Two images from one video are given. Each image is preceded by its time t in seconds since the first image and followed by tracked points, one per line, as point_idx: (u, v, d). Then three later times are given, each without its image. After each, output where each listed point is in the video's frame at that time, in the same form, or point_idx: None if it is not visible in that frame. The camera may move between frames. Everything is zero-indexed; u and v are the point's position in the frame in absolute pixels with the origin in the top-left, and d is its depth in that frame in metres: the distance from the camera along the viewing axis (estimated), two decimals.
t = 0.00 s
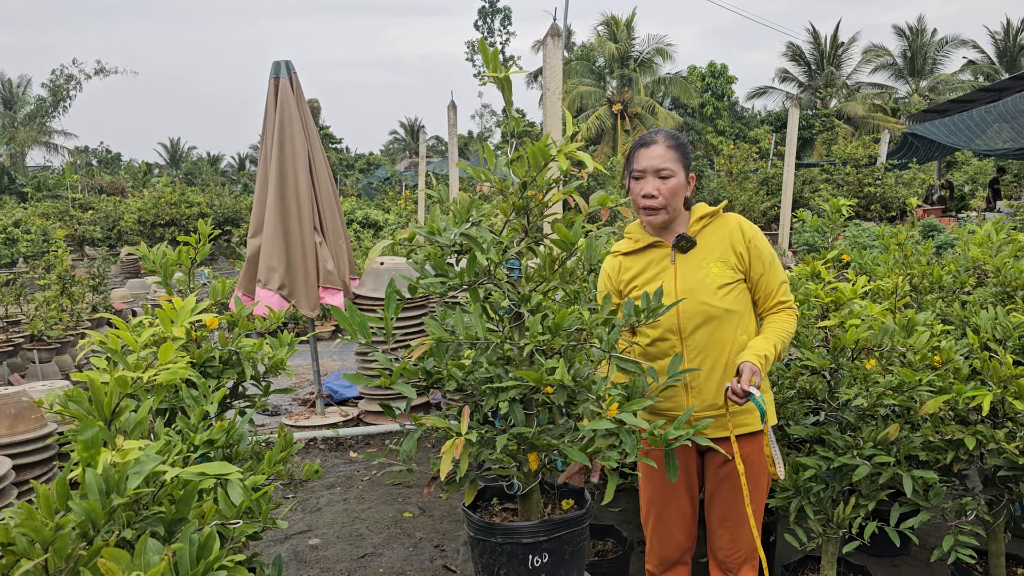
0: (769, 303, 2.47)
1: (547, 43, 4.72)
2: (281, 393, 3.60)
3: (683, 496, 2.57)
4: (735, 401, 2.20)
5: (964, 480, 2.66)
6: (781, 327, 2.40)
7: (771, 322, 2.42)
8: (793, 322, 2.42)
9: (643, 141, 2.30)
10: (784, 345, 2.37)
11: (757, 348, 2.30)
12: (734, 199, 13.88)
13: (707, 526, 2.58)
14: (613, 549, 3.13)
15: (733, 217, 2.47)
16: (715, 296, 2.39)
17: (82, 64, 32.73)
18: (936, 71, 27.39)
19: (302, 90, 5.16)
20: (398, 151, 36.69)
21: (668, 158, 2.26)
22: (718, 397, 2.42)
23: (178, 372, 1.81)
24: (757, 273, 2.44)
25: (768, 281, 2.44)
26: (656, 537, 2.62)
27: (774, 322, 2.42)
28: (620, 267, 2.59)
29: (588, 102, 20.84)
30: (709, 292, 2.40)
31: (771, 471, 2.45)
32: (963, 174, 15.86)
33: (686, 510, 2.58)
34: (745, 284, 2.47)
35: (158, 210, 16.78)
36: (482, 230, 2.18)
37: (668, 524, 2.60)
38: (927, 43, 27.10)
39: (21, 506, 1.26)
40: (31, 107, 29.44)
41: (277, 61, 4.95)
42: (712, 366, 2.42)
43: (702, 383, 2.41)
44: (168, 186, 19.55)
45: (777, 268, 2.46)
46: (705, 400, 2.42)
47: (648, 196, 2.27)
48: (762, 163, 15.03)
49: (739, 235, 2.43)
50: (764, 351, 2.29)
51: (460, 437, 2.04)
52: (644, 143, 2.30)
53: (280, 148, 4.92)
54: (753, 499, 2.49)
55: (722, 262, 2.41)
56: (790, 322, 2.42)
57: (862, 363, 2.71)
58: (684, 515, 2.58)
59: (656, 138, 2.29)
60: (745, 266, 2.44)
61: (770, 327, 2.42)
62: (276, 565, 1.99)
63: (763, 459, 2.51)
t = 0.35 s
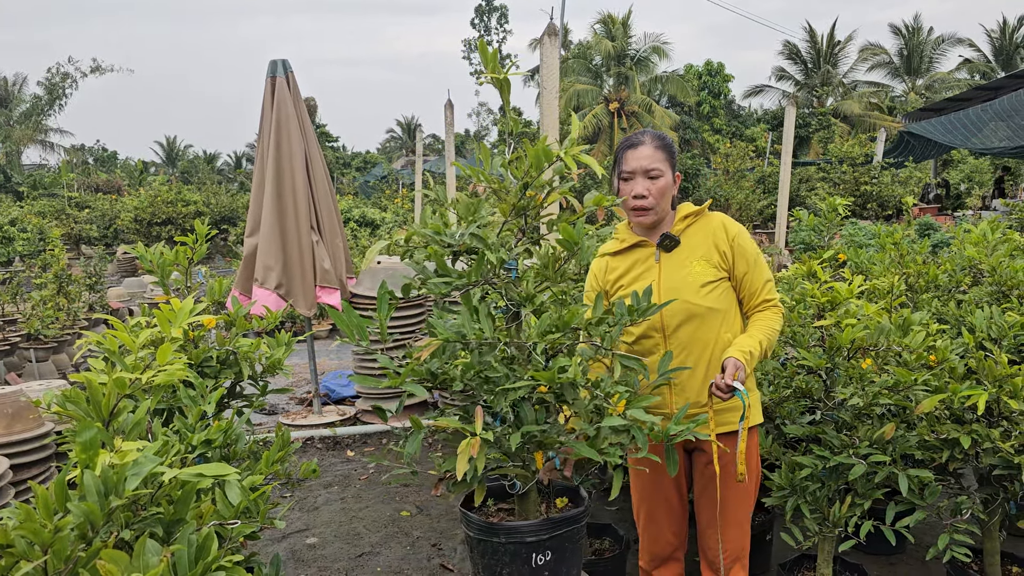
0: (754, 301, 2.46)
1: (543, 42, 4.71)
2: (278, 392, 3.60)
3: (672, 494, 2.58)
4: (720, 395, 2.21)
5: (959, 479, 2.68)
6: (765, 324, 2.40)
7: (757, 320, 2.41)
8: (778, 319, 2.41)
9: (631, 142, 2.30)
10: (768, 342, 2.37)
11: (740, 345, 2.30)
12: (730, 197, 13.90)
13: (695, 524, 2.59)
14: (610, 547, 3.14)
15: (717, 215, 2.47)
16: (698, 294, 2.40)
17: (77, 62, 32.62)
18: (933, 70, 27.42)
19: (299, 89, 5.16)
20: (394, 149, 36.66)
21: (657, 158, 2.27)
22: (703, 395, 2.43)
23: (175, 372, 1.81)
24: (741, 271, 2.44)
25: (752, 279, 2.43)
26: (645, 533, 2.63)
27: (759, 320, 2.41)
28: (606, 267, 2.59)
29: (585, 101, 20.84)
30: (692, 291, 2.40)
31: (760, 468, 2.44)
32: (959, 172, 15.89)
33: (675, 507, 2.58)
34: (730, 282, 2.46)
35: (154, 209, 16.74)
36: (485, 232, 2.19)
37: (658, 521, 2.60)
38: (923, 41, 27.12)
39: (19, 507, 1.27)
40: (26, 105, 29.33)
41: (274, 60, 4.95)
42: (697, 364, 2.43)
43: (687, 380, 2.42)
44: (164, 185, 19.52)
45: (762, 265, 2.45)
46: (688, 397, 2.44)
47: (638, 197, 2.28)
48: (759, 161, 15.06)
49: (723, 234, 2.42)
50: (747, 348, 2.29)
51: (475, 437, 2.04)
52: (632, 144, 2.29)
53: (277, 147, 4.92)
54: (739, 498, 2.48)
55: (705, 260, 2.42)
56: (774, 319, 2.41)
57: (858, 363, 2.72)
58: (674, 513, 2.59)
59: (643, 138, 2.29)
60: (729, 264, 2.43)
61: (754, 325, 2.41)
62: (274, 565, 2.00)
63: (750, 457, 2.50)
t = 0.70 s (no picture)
0: (745, 306, 2.47)
1: (542, 43, 4.71)
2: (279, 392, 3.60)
3: (664, 494, 2.58)
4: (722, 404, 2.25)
5: (958, 479, 2.69)
6: (758, 328, 2.41)
7: (747, 324, 2.42)
8: (768, 323, 2.43)
9: (633, 141, 2.30)
10: (762, 347, 2.39)
11: (737, 351, 2.31)
12: (729, 198, 13.93)
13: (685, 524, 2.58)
14: (610, 548, 3.15)
15: (711, 221, 2.48)
16: (689, 297, 2.40)
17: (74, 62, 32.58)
18: (930, 70, 27.46)
19: (298, 89, 5.16)
20: (393, 149, 36.66)
21: (657, 159, 2.27)
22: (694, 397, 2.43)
23: (179, 374, 1.83)
24: (733, 276, 2.45)
25: (744, 284, 2.45)
26: (640, 532, 2.64)
27: (751, 324, 2.43)
28: (599, 269, 2.58)
29: (584, 101, 20.85)
30: (684, 293, 2.40)
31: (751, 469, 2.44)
32: (958, 171, 15.92)
33: (667, 506, 2.59)
34: (722, 286, 2.47)
35: (153, 209, 16.73)
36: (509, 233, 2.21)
37: (650, 520, 2.61)
38: (921, 41, 27.15)
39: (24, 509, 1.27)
40: (24, 105, 29.30)
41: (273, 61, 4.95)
42: (688, 365, 2.42)
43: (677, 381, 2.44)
44: (163, 185, 19.51)
45: (754, 271, 2.47)
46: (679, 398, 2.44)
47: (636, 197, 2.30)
48: (757, 161, 15.08)
49: (716, 239, 2.43)
50: (742, 354, 2.30)
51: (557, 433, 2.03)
52: (634, 143, 2.30)
53: (276, 148, 4.92)
54: (725, 499, 2.48)
55: (698, 264, 2.42)
56: (764, 323, 2.42)
57: (858, 363, 2.72)
58: (665, 512, 2.60)
59: (646, 138, 2.29)
60: (721, 269, 2.44)
61: (746, 329, 2.43)
62: (277, 565, 2.00)
63: (737, 459, 2.48)
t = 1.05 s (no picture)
0: (752, 314, 2.50)
1: (545, 45, 4.71)
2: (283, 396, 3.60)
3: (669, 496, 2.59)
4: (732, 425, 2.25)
5: (963, 482, 2.69)
6: (765, 340, 2.44)
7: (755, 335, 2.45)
8: (775, 333, 2.46)
9: (649, 143, 2.33)
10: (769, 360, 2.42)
11: (747, 368, 2.34)
12: (729, 199, 13.94)
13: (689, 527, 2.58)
14: (615, 551, 3.15)
15: (720, 228, 2.49)
16: (698, 306, 2.41)
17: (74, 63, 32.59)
18: (930, 70, 27.47)
19: (301, 92, 5.17)
20: (393, 150, 36.68)
21: (672, 161, 2.31)
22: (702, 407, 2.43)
23: (190, 380, 1.85)
24: (742, 284, 2.46)
25: (753, 293, 2.46)
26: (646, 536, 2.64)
27: (759, 336, 2.45)
28: (608, 274, 2.58)
29: (584, 101, 20.85)
30: (693, 302, 2.41)
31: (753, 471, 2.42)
32: (958, 171, 15.92)
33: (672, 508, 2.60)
34: (730, 295, 2.48)
35: (154, 210, 16.74)
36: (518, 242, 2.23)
37: (656, 523, 2.61)
38: (921, 42, 27.14)
39: (40, 518, 1.28)
40: (24, 106, 29.33)
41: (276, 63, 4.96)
42: (696, 374, 2.43)
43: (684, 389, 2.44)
44: (164, 186, 19.52)
45: (763, 280, 2.48)
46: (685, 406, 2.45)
47: (649, 194, 2.32)
48: (758, 162, 15.10)
49: (726, 247, 2.44)
50: (753, 373, 2.33)
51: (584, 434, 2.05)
52: (650, 144, 2.33)
53: (280, 150, 4.93)
54: (728, 501, 2.46)
55: (708, 273, 2.43)
56: (771, 333, 2.45)
57: (863, 366, 2.73)
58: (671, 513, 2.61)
59: (663, 141, 2.33)
60: (731, 277, 2.45)
61: (754, 341, 2.45)
62: (285, 570, 2.00)
63: (739, 462, 2.47)
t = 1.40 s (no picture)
0: (773, 320, 2.38)
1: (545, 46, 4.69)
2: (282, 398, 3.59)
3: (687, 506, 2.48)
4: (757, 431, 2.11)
5: (964, 485, 2.67)
6: (789, 346, 2.32)
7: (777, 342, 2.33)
8: (798, 339, 2.34)
9: (662, 142, 2.26)
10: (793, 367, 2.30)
11: (771, 374, 2.22)
12: (730, 200, 13.94)
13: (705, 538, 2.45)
14: (615, 554, 3.14)
15: (741, 229, 2.37)
16: (719, 311, 2.28)
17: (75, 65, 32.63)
18: (931, 71, 27.47)
19: (302, 94, 5.16)
20: (394, 151, 36.70)
21: (687, 160, 2.22)
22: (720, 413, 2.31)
23: (186, 384, 1.85)
24: (764, 288, 2.34)
25: (775, 297, 2.34)
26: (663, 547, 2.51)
27: (780, 341, 2.33)
28: (624, 276, 2.46)
29: (585, 103, 20.86)
30: (714, 307, 2.29)
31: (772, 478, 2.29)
32: (959, 172, 15.90)
33: (687, 517, 2.48)
34: (751, 299, 2.36)
35: (154, 211, 16.74)
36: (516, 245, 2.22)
37: (671, 533, 2.49)
38: (922, 43, 27.13)
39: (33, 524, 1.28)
40: (25, 107, 29.35)
41: (276, 64, 4.95)
42: (715, 381, 2.31)
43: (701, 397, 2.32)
44: (164, 187, 19.53)
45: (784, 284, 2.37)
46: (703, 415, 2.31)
47: (663, 195, 2.23)
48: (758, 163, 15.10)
49: (747, 249, 2.32)
50: (777, 378, 2.21)
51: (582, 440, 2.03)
52: (663, 144, 2.25)
53: (280, 151, 4.93)
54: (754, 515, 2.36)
55: (729, 276, 2.31)
56: (795, 339, 2.33)
57: (863, 368, 2.74)
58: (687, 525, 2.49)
59: (676, 140, 2.25)
60: (752, 281, 2.33)
61: (776, 347, 2.33)
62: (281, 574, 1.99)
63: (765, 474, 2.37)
